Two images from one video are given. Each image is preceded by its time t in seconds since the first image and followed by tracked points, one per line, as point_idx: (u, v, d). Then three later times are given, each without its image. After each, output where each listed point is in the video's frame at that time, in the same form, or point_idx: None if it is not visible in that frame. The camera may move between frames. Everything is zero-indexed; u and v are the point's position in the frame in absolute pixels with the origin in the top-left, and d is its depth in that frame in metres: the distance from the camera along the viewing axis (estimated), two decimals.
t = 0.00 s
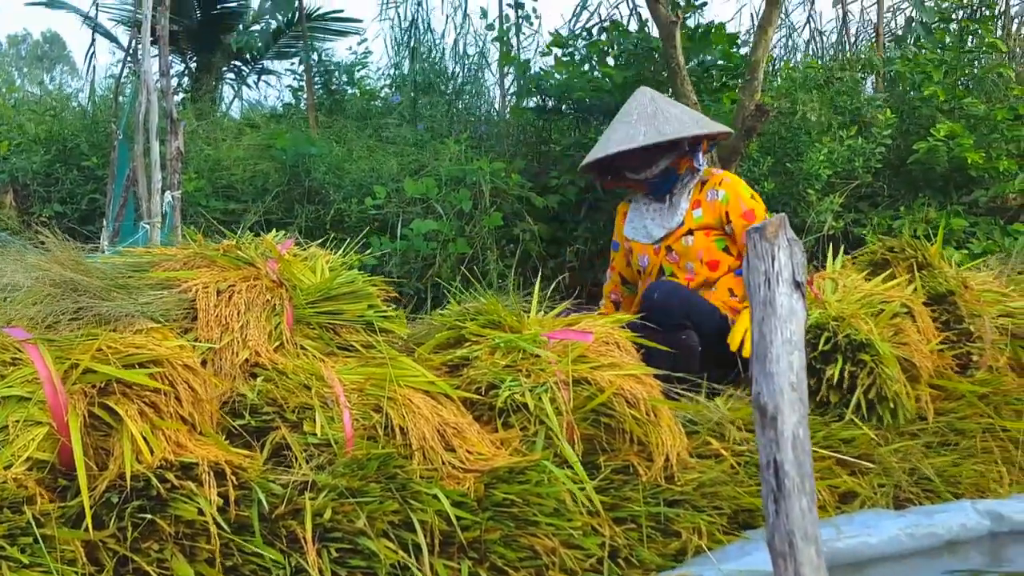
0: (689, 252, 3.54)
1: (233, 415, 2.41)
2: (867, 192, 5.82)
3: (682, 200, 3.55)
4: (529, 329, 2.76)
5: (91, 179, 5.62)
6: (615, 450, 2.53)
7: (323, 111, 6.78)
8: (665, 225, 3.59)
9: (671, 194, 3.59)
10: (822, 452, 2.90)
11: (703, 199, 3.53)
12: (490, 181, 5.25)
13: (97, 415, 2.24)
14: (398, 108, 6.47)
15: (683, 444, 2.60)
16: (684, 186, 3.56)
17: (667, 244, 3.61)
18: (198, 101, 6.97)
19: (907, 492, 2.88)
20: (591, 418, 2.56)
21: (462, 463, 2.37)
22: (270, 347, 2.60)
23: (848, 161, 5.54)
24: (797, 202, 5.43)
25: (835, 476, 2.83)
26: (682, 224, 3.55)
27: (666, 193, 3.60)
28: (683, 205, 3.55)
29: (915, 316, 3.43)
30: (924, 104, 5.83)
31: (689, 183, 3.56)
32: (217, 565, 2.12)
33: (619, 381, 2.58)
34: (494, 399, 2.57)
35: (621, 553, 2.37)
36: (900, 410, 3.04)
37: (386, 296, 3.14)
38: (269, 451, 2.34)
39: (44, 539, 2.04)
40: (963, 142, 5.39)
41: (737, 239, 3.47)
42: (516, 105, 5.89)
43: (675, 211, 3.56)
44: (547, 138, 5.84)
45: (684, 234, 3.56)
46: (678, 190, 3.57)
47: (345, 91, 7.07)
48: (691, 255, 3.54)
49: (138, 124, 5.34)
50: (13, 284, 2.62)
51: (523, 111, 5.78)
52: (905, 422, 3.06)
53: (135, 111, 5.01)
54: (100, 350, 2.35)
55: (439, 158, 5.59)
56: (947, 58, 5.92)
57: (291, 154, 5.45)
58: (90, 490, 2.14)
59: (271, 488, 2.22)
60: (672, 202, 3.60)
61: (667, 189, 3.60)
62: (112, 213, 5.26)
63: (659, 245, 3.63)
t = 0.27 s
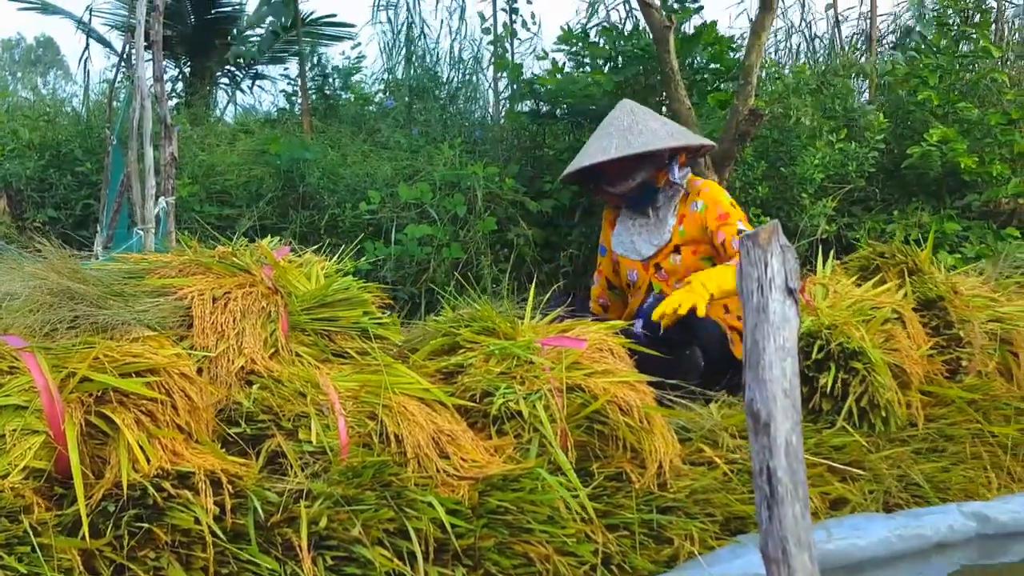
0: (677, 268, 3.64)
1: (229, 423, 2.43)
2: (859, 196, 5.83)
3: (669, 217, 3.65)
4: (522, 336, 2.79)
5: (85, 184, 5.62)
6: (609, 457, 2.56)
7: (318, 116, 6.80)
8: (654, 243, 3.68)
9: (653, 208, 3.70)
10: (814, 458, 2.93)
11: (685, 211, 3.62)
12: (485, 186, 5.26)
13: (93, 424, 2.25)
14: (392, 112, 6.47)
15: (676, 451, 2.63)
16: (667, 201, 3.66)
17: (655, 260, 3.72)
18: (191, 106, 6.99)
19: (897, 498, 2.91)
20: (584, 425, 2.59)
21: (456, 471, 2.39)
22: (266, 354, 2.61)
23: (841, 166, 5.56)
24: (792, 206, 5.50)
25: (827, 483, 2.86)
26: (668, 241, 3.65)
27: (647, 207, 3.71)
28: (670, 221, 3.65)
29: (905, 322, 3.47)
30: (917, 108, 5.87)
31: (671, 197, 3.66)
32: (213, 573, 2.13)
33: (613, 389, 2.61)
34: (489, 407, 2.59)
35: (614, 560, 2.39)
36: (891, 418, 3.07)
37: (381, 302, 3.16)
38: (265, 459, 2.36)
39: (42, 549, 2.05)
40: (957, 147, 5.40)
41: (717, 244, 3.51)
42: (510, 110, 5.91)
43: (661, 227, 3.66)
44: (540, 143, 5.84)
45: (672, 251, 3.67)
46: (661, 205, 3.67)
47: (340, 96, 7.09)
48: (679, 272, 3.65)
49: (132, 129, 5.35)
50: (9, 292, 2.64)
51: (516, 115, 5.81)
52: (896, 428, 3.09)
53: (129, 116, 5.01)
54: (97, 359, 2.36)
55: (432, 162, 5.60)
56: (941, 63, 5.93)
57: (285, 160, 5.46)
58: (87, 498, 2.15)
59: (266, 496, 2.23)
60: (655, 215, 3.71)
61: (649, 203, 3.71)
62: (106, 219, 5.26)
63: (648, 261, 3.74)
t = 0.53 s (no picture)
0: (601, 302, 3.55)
1: (225, 431, 2.44)
2: (853, 202, 5.88)
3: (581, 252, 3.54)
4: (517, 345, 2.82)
5: (79, 191, 5.63)
6: (604, 465, 2.58)
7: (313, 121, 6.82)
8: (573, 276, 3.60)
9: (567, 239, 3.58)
10: (805, 466, 2.96)
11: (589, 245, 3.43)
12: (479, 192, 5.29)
13: (90, 433, 2.26)
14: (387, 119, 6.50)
15: (671, 459, 2.66)
16: (579, 233, 3.53)
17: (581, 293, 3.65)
18: (185, 113, 7.01)
19: (889, 504, 2.94)
20: (580, 432, 2.61)
21: (452, 478, 2.42)
22: (263, 363, 2.63)
23: (833, 171, 5.63)
24: (785, 213, 5.49)
25: (818, 490, 2.89)
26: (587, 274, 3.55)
27: (564, 236, 3.60)
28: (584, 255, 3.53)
29: (897, 327, 3.49)
30: (911, 113, 5.91)
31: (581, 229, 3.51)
32: None
33: (609, 397, 2.62)
34: (484, 415, 2.62)
35: (609, 568, 2.41)
36: (882, 424, 3.11)
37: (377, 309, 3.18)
38: (262, 467, 2.37)
39: (40, 558, 2.05)
40: (950, 152, 5.46)
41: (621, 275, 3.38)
42: (505, 116, 5.94)
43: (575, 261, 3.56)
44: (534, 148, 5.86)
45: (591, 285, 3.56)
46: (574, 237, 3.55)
47: (334, 102, 7.04)
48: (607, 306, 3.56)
49: (126, 136, 5.35)
50: (6, 300, 2.65)
51: (510, 120, 5.83)
52: (886, 434, 3.12)
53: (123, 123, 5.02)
54: (94, 367, 2.38)
55: (426, 168, 5.63)
56: (935, 68, 5.98)
57: (279, 166, 5.47)
58: (85, 507, 2.17)
59: (264, 504, 2.24)
60: (570, 247, 3.59)
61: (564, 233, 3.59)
62: (100, 226, 5.27)
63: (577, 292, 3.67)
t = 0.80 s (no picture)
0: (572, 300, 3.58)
1: (229, 445, 2.46)
2: (850, 210, 5.99)
3: (524, 252, 3.45)
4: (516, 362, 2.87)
5: (76, 206, 5.65)
6: (604, 481, 2.61)
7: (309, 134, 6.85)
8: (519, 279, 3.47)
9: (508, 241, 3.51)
10: (801, 476, 2.99)
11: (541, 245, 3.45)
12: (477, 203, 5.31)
13: (93, 447, 2.27)
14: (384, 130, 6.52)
15: (670, 474, 2.68)
16: (518, 234, 3.47)
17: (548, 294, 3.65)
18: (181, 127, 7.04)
19: (885, 510, 2.96)
20: (579, 449, 2.64)
21: (453, 492, 2.43)
22: (265, 377, 2.65)
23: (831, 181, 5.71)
24: (782, 220, 5.54)
25: (815, 500, 2.92)
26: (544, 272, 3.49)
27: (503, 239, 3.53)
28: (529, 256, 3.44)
29: (890, 333, 3.52)
30: (906, 121, 5.97)
31: (524, 230, 3.46)
32: None
33: (607, 413, 2.66)
34: (485, 431, 2.64)
35: None
36: (876, 428, 3.14)
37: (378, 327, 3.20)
38: (265, 481, 2.39)
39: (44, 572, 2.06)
40: (947, 157, 5.48)
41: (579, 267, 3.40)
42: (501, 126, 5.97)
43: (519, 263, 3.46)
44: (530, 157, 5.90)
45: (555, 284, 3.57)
46: (516, 238, 3.48)
47: (331, 114, 7.06)
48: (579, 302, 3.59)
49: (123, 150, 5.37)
50: (9, 316, 2.67)
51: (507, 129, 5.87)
52: (880, 439, 3.15)
53: (119, 138, 5.02)
54: (97, 383, 2.39)
55: (423, 180, 5.66)
56: (928, 76, 6.03)
57: (276, 178, 5.49)
58: (88, 521, 2.17)
59: (266, 517, 2.26)
60: (512, 249, 3.51)
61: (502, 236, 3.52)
62: (98, 241, 5.29)
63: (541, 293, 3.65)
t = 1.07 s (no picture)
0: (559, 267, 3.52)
1: (235, 465, 2.48)
2: (853, 221, 5.97)
3: (506, 213, 3.33)
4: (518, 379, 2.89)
5: (81, 223, 5.68)
6: (608, 497, 2.62)
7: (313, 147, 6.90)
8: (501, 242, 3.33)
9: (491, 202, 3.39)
10: (804, 488, 3.00)
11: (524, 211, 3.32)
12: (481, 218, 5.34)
13: (102, 468, 2.30)
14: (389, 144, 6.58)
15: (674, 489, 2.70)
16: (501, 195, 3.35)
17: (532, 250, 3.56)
18: (185, 143, 7.08)
19: (889, 523, 2.95)
20: (583, 465, 2.65)
21: (458, 510, 2.45)
22: (270, 398, 2.67)
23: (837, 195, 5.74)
24: (786, 231, 5.56)
25: (819, 514, 2.92)
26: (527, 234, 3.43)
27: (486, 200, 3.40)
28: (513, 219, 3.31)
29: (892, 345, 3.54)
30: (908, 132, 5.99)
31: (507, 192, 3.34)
32: None
33: (611, 429, 2.68)
34: (489, 449, 2.65)
35: None
36: (879, 441, 3.16)
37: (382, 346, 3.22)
38: (271, 501, 2.41)
39: None
40: (948, 169, 5.51)
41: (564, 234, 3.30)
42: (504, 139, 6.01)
43: (502, 226, 3.33)
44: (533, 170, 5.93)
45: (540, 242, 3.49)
46: (499, 199, 3.35)
47: (335, 129, 7.12)
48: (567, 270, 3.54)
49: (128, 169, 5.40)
50: (18, 338, 2.70)
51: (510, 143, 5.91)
52: (882, 451, 3.17)
53: (124, 156, 5.04)
54: (105, 404, 2.41)
55: (426, 195, 5.69)
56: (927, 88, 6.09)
57: (280, 194, 5.53)
58: (97, 541, 2.19)
59: (273, 537, 2.28)
60: (495, 211, 3.38)
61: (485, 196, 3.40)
62: (103, 258, 5.32)
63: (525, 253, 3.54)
